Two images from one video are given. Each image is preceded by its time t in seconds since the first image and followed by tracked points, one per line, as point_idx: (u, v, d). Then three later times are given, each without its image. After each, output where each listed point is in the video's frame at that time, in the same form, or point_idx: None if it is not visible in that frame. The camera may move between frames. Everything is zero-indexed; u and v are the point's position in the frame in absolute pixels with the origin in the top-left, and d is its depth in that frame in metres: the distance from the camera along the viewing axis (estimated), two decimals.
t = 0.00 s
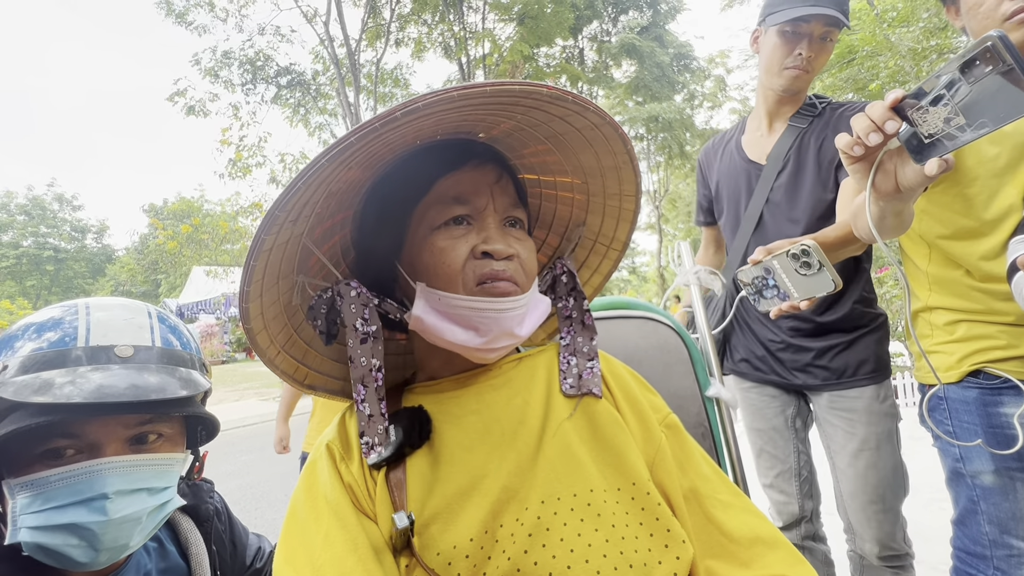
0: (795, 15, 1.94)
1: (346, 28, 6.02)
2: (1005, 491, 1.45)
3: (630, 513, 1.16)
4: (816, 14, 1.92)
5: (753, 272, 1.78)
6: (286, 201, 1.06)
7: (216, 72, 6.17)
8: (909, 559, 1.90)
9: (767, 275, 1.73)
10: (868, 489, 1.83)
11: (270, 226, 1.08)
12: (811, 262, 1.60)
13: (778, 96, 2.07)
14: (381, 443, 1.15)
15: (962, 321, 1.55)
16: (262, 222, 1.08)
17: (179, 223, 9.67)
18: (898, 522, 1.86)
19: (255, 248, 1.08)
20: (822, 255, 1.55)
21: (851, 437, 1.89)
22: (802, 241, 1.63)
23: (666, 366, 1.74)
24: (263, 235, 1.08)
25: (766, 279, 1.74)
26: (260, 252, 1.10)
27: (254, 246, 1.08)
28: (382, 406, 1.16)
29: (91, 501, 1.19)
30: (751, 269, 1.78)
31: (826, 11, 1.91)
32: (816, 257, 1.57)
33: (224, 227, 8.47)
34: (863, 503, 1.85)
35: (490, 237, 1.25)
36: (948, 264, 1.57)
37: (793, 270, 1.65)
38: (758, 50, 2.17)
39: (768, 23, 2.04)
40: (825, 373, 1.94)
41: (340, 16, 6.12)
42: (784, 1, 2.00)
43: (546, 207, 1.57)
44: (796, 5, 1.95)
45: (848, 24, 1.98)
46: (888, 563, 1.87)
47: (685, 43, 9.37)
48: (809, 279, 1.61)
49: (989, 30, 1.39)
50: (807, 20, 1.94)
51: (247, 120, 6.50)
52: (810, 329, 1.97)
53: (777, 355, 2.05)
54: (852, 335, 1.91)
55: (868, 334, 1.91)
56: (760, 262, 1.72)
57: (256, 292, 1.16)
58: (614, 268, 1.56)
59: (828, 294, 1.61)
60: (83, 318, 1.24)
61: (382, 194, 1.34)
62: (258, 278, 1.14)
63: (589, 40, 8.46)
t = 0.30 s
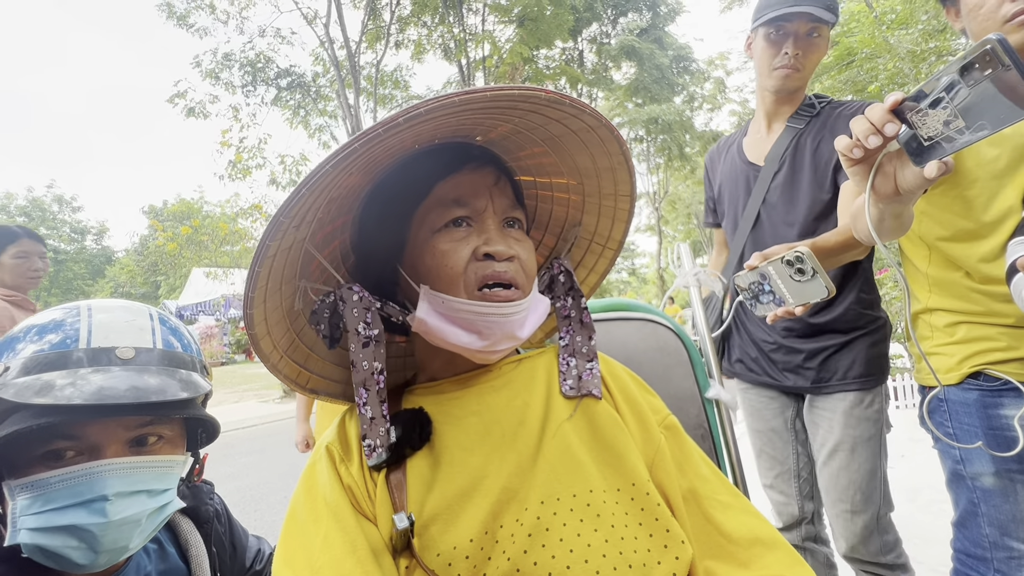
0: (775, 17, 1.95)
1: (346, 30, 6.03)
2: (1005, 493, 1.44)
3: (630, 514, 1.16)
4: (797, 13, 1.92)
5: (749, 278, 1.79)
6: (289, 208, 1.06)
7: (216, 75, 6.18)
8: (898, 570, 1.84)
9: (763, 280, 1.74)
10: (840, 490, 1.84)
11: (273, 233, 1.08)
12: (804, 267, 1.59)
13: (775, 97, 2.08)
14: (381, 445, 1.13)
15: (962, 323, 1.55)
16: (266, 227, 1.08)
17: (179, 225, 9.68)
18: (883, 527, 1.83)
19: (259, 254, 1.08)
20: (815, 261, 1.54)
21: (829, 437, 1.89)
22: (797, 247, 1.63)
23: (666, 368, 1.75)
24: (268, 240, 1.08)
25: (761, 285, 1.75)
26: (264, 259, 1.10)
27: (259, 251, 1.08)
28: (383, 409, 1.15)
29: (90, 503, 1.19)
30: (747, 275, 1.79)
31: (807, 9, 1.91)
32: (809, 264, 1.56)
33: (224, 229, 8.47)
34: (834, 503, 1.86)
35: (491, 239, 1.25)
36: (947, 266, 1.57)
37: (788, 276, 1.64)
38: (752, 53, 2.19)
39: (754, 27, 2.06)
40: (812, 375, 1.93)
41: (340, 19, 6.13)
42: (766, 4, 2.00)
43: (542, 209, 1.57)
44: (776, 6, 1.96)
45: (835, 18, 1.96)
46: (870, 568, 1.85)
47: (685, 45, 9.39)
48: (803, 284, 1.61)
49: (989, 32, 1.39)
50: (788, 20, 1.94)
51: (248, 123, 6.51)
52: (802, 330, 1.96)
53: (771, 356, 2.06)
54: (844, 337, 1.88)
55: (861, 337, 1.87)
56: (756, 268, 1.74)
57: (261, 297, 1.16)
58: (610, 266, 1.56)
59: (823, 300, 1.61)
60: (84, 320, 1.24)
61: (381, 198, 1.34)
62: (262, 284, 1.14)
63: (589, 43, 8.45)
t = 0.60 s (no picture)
0: (780, 12, 1.97)
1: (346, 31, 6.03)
2: (1007, 494, 1.44)
3: (630, 515, 1.16)
4: (801, 8, 1.94)
5: (748, 280, 1.78)
6: (287, 212, 1.06)
7: (217, 75, 6.18)
8: (910, 567, 1.85)
9: (762, 283, 1.73)
10: (854, 489, 1.84)
11: (271, 238, 1.08)
12: (802, 272, 1.58)
13: (781, 93, 2.09)
14: (379, 448, 1.13)
15: (963, 323, 1.55)
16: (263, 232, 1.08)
17: (179, 226, 9.67)
18: (895, 525, 1.85)
19: (257, 259, 1.08)
20: (813, 267, 1.53)
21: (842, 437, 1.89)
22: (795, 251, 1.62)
23: (666, 368, 1.74)
24: (266, 245, 1.08)
25: (760, 287, 1.75)
26: (262, 264, 1.10)
27: (257, 255, 1.08)
28: (383, 412, 1.15)
29: (90, 504, 1.19)
30: (747, 277, 1.78)
31: (810, 3, 1.93)
32: (807, 269, 1.55)
33: (224, 229, 8.47)
34: (847, 500, 1.86)
35: (489, 238, 1.25)
36: (948, 267, 1.57)
37: (786, 280, 1.64)
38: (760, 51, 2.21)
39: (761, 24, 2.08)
40: (820, 376, 1.93)
41: (341, 20, 6.14)
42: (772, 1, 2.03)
43: (539, 207, 1.57)
44: (780, 2, 1.98)
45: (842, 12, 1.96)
46: (883, 566, 1.85)
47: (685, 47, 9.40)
48: (801, 289, 1.60)
49: (994, 32, 1.39)
50: (792, 15, 1.97)
51: (248, 124, 6.51)
52: (808, 331, 1.96)
53: (778, 357, 2.06)
54: (852, 337, 1.87)
55: (869, 337, 1.86)
56: (755, 270, 1.73)
57: (260, 302, 1.16)
58: (609, 264, 1.56)
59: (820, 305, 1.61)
60: (85, 321, 1.24)
61: (378, 200, 1.34)
62: (261, 290, 1.14)
63: (588, 44, 8.37)
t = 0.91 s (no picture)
0: (804, 17, 1.91)
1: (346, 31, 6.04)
2: (1007, 495, 1.44)
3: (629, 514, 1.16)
4: (826, 15, 1.89)
5: (744, 279, 1.79)
6: (293, 225, 1.06)
7: (217, 76, 6.18)
8: (909, 566, 1.85)
9: (757, 283, 1.74)
10: (852, 489, 1.84)
11: (278, 250, 1.08)
12: (795, 271, 1.59)
13: (788, 95, 2.08)
14: (384, 455, 1.14)
15: (965, 324, 1.55)
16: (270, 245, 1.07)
17: (178, 226, 9.67)
18: (892, 524, 1.85)
19: (263, 271, 1.08)
20: (804, 266, 1.54)
21: (841, 438, 1.89)
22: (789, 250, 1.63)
23: (666, 369, 1.74)
24: (272, 258, 1.08)
25: (756, 287, 1.75)
26: (267, 275, 1.10)
27: (263, 267, 1.07)
28: (385, 420, 1.15)
29: (90, 505, 1.19)
30: (743, 276, 1.79)
31: (836, 11, 1.88)
32: (799, 268, 1.56)
33: (224, 229, 8.46)
34: (845, 500, 1.86)
35: (491, 241, 1.25)
36: (950, 267, 1.57)
37: (779, 279, 1.64)
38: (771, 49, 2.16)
39: (778, 24, 2.02)
40: (818, 375, 1.93)
41: (341, 20, 6.14)
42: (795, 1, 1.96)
43: (530, 205, 1.56)
44: (805, 5, 1.92)
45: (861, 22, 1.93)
46: (883, 566, 1.86)
47: (685, 47, 9.41)
48: (793, 288, 1.61)
49: (1000, 31, 1.39)
50: (816, 20, 1.91)
51: (248, 124, 6.52)
52: (808, 330, 1.96)
53: (778, 356, 2.06)
54: (852, 337, 1.87)
55: (869, 337, 1.86)
56: (750, 270, 1.72)
57: (262, 313, 1.15)
58: (597, 259, 1.56)
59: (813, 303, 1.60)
60: (85, 321, 1.23)
61: (375, 204, 1.33)
62: (264, 300, 1.14)
63: (588, 44, 8.42)
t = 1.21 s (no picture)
0: (826, 19, 1.87)
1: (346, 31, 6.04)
2: (1006, 494, 1.44)
3: (629, 514, 1.16)
4: (847, 20, 1.86)
5: (741, 275, 1.81)
6: (296, 220, 1.06)
7: (217, 75, 6.18)
8: (906, 565, 1.86)
9: (753, 277, 1.75)
10: (849, 488, 1.84)
11: (280, 245, 1.08)
12: (789, 266, 1.59)
13: (793, 95, 2.07)
14: (385, 454, 1.13)
15: (964, 323, 1.55)
16: (272, 240, 1.08)
17: (178, 225, 9.67)
18: (888, 523, 1.86)
19: (265, 266, 1.08)
20: (799, 261, 1.54)
21: (836, 436, 1.89)
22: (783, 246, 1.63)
23: (666, 369, 1.74)
24: (274, 253, 1.08)
25: (751, 282, 1.76)
26: (269, 270, 1.10)
27: (265, 262, 1.08)
28: (385, 418, 1.15)
29: (91, 503, 1.19)
30: (740, 272, 1.81)
31: (857, 18, 1.85)
32: (793, 262, 1.56)
33: (224, 229, 8.45)
34: (842, 500, 1.87)
35: (492, 240, 1.26)
36: (950, 267, 1.57)
37: (775, 274, 1.65)
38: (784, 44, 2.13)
39: (795, 22, 1.97)
40: (814, 374, 1.93)
41: (341, 20, 6.15)
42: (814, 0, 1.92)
43: (530, 207, 1.56)
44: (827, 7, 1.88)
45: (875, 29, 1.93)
46: (880, 565, 1.86)
47: (685, 47, 9.41)
48: (789, 282, 1.61)
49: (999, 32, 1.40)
50: (836, 25, 1.88)
51: (248, 124, 6.53)
52: (804, 329, 1.96)
53: (774, 356, 2.06)
54: (848, 337, 1.87)
55: (865, 336, 1.86)
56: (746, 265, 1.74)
57: (263, 309, 1.16)
58: (596, 262, 1.57)
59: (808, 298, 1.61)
60: (87, 320, 1.23)
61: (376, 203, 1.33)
62: (265, 295, 1.14)
63: (588, 44, 8.45)
